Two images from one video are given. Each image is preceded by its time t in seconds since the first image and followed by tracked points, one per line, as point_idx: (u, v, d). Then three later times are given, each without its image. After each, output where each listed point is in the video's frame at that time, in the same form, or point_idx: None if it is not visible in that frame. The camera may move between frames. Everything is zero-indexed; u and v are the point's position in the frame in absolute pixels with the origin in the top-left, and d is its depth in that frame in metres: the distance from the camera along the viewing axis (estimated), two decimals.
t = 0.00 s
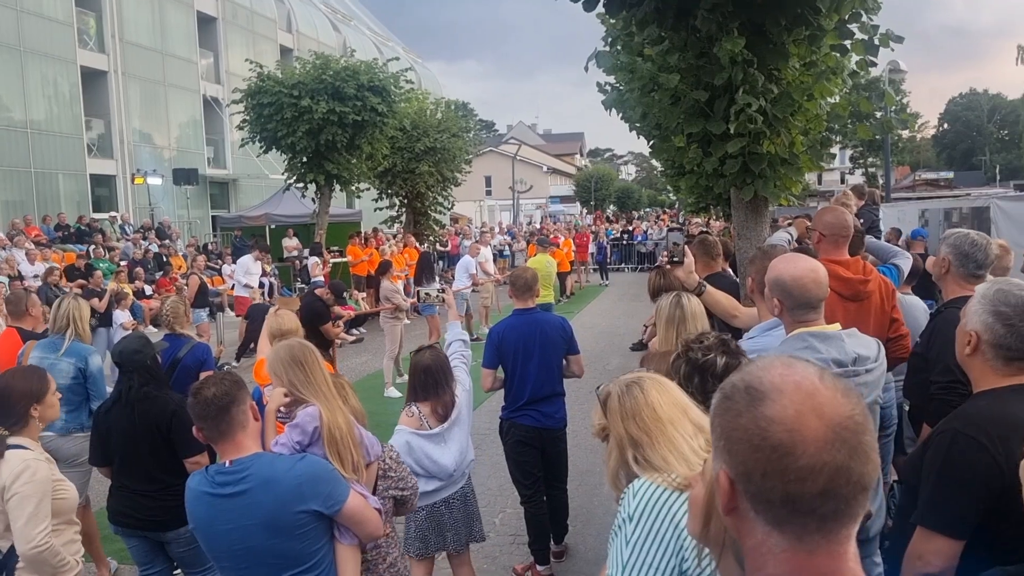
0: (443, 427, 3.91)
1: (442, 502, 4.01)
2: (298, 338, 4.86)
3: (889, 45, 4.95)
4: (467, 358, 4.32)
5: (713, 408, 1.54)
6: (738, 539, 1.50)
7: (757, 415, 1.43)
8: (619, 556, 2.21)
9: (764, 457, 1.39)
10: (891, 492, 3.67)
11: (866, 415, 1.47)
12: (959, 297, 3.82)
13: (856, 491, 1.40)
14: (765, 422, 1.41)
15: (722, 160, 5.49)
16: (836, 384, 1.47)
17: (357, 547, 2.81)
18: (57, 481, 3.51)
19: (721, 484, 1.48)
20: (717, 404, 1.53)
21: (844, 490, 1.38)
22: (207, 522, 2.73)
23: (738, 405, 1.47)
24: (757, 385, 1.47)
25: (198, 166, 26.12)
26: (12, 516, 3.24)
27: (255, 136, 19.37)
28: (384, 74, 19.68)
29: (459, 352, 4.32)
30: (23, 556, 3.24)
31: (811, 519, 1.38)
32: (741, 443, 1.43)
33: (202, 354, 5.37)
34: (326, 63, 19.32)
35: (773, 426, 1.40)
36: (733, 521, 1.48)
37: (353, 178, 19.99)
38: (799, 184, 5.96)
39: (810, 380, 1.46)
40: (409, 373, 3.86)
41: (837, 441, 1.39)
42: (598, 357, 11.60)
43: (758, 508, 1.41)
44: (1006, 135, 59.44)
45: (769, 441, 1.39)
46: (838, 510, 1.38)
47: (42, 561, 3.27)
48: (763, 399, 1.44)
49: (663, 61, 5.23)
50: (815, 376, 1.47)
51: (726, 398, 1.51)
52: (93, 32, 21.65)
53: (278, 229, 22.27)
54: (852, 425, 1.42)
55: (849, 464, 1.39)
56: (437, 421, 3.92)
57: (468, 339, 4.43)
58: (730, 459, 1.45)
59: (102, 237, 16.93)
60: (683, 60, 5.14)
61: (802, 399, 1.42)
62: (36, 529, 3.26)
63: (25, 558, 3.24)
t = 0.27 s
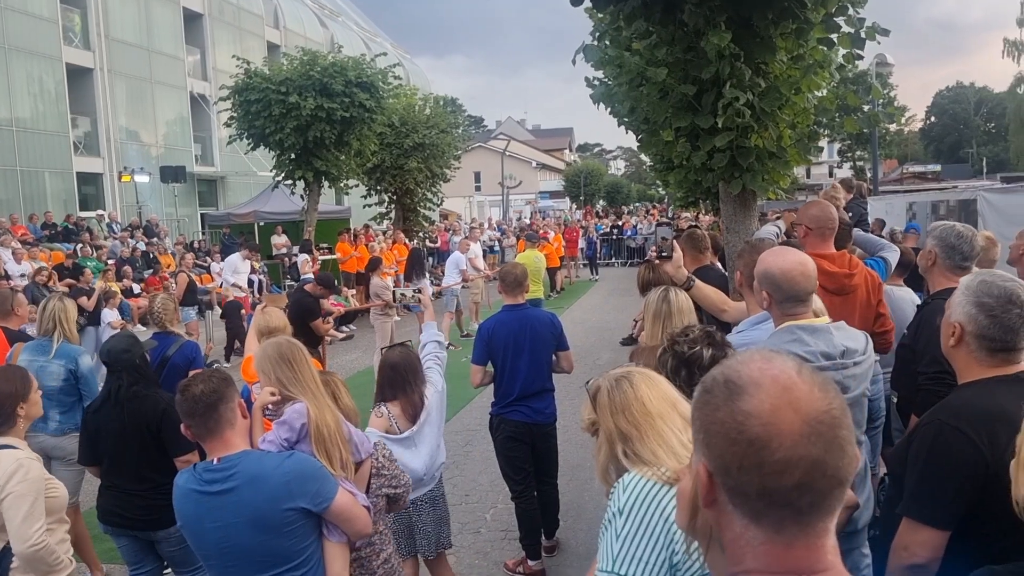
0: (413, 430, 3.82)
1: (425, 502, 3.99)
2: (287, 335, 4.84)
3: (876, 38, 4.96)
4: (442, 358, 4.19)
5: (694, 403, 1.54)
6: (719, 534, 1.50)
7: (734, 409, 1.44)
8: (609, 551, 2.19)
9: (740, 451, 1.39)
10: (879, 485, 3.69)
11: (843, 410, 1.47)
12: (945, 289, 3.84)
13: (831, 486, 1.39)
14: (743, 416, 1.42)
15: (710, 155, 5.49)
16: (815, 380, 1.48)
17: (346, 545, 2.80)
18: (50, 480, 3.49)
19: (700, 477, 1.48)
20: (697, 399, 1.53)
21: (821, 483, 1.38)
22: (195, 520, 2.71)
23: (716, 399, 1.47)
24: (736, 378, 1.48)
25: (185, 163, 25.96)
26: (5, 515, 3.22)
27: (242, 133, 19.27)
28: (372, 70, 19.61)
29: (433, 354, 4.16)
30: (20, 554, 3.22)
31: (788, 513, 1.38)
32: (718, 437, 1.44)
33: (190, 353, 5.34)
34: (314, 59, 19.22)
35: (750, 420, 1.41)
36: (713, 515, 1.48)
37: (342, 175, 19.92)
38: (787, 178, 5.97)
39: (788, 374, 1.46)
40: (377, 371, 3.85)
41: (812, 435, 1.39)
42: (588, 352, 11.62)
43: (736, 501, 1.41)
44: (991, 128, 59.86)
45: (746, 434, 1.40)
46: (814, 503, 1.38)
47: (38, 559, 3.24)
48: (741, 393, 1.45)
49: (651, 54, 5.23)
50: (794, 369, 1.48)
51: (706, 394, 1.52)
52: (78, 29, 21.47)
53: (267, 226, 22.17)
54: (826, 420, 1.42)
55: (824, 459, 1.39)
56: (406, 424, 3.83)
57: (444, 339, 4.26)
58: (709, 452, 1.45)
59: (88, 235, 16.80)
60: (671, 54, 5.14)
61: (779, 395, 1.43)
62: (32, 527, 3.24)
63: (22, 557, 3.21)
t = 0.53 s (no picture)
0: (393, 430, 3.79)
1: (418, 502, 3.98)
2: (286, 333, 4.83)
3: (873, 33, 4.95)
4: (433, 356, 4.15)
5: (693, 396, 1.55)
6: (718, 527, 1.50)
7: (725, 403, 1.45)
8: (608, 548, 2.20)
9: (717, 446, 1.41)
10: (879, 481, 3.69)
11: (837, 408, 1.45)
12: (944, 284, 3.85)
13: (811, 485, 1.36)
14: (726, 406, 1.44)
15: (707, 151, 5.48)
16: (807, 376, 1.46)
17: (344, 544, 2.79)
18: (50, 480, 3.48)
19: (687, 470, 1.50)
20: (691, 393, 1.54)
21: (797, 482, 1.35)
22: (192, 519, 2.72)
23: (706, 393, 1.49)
24: (727, 374, 1.50)
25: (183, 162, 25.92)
26: (4, 517, 3.21)
27: (240, 132, 19.24)
28: (370, 68, 19.59)
29: (422, 355, 4.09)
30: (21, 555, 3.22)
31: (762, 506, 1.37)
32: (706, 430, 1.45)
33: (190, 352, 5.34)
34: (311, 57, 19.20)
35: (731, 410, 1.43)
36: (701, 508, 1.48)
37: (340, 173, 19.89)
38: (786, 174, 5.96)
39: (778, 371, 1.46)
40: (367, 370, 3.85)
41: (790, 433, 1.38)
42: (588, 349, 11.62)
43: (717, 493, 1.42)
44: (989, 122, 59.87)
45: (730, 430, 1.41)
46: (788, 499, 1.35)
47: (40, 560, 3.26)
48: (730, 384, 1.48)
49: (648, 51, 5.22)
50: (787, 367, 1.47)
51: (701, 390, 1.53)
52: (75, 29, 21.42)
53: (265, 225, 22.15)
54: (812, 417, 1.40)
55: (799, 457, 1.36)
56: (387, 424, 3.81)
57: (433, 340, 4.20)
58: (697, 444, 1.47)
59: (87, 235, 16.78)
60: (668, 50, 5.13)
61: (763, 392, 1.43)
62: (34, 528, 3.24)
63: (24, 558, 3.22)
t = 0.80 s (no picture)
0: (386, 432, 3.80)
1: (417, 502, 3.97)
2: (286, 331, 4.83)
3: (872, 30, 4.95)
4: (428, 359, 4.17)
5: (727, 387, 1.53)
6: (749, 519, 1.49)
7: (763, 392, 1.44)
8: (606, 545, 2.20)
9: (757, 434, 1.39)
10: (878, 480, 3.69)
11: (876, 402, 1.43)
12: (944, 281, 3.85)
13: (849, 478, 1.35)
14: (766, 397, 1.43)
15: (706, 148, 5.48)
16: (848, 368, 1.44)
17: (344, 544, 2.79)
18: (49, 482, 3.48)
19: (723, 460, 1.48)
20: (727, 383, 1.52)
21: (832, 475, 1.34)
22: (192, 518, 2.72)
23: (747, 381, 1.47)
24: (769, 364, 1.48)
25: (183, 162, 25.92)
26: (2, 520, 3.20)
27: (240, 132, 19.23)
28: (369, 67, 19.58)
29: (419, 356, 4.11)
30: (20, 558, 3.22)
31: (798, 498, 1.36)
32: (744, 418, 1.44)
33: (190, 351, 5.34)
34: (310, 56, 19.19)
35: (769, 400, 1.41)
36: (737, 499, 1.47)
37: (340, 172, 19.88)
38: (785, 171, 5.96)
39: (820, 362, 1.44)
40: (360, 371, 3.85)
41: (829, 425, 1.37)
42: (588, 348, 11.62)
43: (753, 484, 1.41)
44: (990, 119, 59.79)
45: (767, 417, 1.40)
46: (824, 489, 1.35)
47: (40, 562, 3.26)
48: (770, 373, 1.46)
49: (647, 48, 5.22)
50: (828, 358, 1.45)
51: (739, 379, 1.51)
52: (75, 29, 21.42)
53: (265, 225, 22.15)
54: (851, 408, 1.39)
55: (838, 450, 1.35)
56: (379, 427, 3.81)
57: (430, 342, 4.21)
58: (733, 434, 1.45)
59: (87, 235, 16.79)
60: (666, 48, 5.12)
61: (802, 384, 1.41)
62: (32, 531, 3.24)
63: (23, 560, 3.22)
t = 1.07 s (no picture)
0: (381, 431, 3.78)
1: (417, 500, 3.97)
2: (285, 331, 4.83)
3: (868, 28, 4.95)
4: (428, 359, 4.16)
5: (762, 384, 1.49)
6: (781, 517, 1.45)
7: (808, 394, 1.39)
8: (600, 545, 2.20)
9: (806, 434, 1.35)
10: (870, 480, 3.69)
11: (917, 401, 1.42)
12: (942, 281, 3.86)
13: (900, 477, 1.34)
14: (812, 399, 1.38)
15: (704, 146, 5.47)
16: (891, 368, 1.43)
17: (342, 545, 2.78)
18: (46, 484, 3.48)
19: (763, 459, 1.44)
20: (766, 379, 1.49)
21: (886, 474, 1.33)
22: (191, 519, 2.72)
23: (788, 380, 1.43)
24: (809, 362, 1.43)
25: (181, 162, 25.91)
26: None
27: (238, 131, 19.21)
28: (367, 66, 19.56)
29: (419, 356, 4.11)
30: (17, 560, 3.22)
31: (850, 500, 1.33)
32: (785, 418, 1.40)
33: (188, 351, 5.34)
34: (308, 56, 19.17)
35: (818, 403, 1.37)
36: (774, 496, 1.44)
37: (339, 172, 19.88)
38: (782, 169, 5.96)
39: (862, 362, 1.41)
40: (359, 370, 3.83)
41: (882, 424, 1.34)
42: (587, 346, 11.63)
43: (797, 484, 1.38)
44: (988, 115, 59.81)
45: (813, 416, 1.36)
46: (876, 491, 1.33)
47: (36, 565, 3.26)
48: (812, 377, 1.41)
49: (643, 47, 5.22)
50: (870, 358, 1.42)
51: (776, 375, 1.47)
52: (72, 29, 21.40)
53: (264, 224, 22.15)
54: (899, 408, 1.37)
55: (891, 449, 1.34)
56: (376, 425, 3.80)
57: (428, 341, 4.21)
58: (775, 435, 1.41)
59: (86, 235, 16.78)
60: (663, 46, 5.11)
61: (853, 382, 1.37)
62: (28, 533, 3.23)
63: (20, 563, 3.22)
